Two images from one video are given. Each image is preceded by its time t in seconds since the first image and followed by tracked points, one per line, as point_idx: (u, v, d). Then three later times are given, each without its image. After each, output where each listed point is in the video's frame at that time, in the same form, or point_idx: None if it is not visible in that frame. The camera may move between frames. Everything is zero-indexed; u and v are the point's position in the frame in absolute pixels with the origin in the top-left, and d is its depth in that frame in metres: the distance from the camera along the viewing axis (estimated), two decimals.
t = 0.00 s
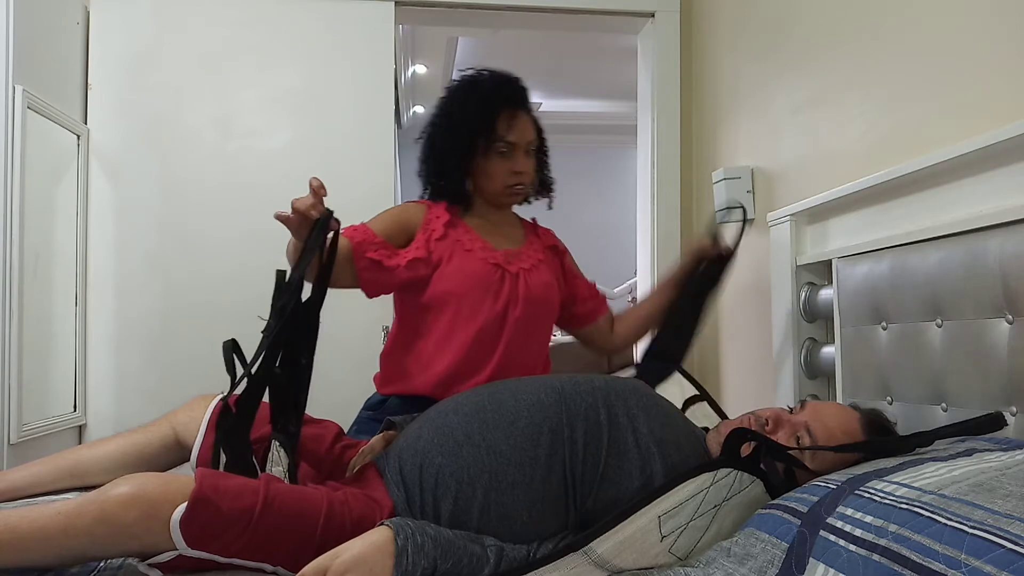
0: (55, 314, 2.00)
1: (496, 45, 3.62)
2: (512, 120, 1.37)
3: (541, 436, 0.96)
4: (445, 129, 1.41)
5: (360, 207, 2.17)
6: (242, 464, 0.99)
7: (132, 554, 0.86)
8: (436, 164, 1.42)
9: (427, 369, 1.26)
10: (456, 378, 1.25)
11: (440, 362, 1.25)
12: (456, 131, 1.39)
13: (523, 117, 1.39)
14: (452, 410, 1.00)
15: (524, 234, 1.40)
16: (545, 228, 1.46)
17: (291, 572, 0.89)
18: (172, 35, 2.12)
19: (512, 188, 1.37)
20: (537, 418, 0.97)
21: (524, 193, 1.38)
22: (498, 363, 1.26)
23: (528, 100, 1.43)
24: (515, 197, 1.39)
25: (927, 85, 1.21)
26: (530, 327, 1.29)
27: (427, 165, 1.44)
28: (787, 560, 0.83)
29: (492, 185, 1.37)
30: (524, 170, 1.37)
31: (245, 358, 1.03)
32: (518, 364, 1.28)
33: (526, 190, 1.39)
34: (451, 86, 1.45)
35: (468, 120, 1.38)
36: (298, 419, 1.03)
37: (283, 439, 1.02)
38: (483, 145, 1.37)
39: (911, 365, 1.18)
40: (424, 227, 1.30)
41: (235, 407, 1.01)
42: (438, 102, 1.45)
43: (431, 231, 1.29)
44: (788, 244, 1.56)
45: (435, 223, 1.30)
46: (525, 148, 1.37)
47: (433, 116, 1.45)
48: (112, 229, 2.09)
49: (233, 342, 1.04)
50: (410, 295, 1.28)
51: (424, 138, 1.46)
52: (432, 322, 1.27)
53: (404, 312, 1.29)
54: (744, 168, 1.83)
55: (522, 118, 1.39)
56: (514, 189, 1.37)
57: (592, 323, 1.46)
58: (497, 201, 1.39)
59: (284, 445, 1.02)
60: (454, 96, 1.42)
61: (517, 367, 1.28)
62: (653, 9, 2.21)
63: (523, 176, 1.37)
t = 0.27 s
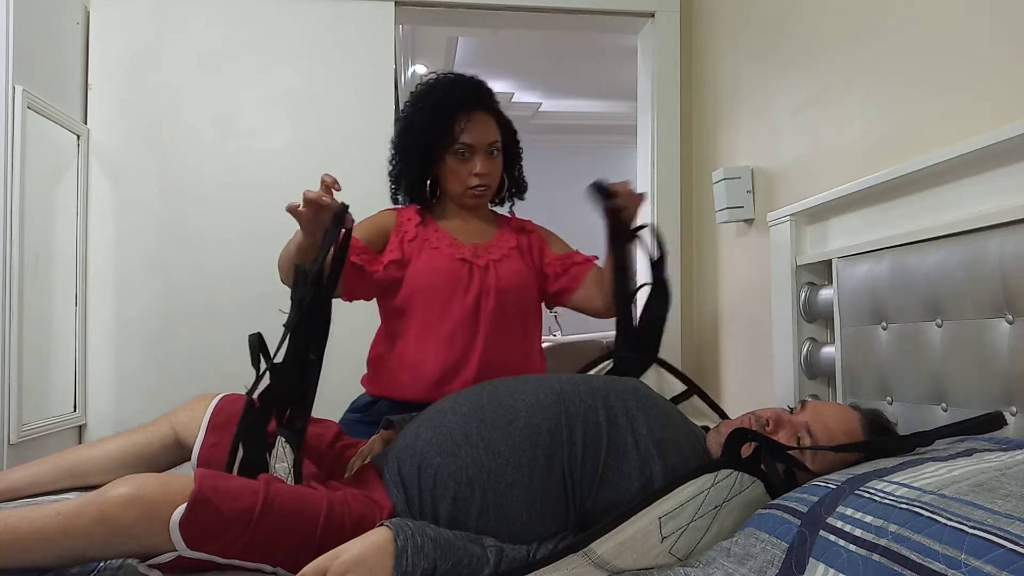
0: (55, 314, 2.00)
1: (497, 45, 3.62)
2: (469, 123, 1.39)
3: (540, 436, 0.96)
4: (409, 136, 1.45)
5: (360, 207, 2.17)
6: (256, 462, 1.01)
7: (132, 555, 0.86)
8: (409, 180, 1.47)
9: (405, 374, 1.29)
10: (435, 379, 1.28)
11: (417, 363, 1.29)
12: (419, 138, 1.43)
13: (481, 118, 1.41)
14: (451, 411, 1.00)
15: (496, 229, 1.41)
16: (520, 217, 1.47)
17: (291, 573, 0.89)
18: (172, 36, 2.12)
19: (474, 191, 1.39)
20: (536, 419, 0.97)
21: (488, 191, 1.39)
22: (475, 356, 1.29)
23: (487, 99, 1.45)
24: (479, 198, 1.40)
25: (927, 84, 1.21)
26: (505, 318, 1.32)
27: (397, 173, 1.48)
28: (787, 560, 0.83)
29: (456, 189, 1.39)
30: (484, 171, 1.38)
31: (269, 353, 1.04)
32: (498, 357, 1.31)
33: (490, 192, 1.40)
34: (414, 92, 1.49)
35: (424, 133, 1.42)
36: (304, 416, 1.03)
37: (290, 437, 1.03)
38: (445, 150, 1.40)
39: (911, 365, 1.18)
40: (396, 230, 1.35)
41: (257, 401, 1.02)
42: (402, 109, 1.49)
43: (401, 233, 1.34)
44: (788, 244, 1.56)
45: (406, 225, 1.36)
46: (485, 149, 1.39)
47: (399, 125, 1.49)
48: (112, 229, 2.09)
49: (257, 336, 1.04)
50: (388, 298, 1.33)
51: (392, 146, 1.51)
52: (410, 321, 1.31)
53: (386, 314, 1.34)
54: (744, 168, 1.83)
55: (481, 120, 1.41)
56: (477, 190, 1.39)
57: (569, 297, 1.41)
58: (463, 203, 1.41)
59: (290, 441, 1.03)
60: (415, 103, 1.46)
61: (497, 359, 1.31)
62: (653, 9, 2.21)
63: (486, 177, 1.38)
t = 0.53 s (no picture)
0: (55, 314, 2.00)
1: (497, 45, 3.62)
2: (461, 123, 1.40)
3: (539, 436, 0.96)
4: (402, 136, 1.46)
5: (361, 206, 2.17)
6: (260, 461, 0.99)
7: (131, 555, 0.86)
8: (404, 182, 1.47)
9: (384, 373, 1.29)
10: (414, 377, 1.28)
11: (399, 361, 1.28)
12: (411, 138, 1.43)
13: (473, 118, 1.41)
14: (451, 411, 1.00)
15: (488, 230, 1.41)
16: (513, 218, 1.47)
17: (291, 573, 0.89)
18: (172, 36, 2.12)
19: (465, 190, 1.39)
20: (536, 419, 0.97)
21: (481, 192, 1.39)
22: (463, 355, 1.28)
23: (481, 99, 1.45)
24: (471, 198, 1.40)
25: (927, 84, 1.21)
26: (494, 316, 1.32)
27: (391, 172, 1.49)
28: (787, 560, 0.83)
29: (447, 189, 1.40)
30: (475, 171, 1.38)
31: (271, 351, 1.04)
32: (487, 355, 1.30)
33: (482, 192, 1.40)
34: (408, 92, 1.49)
35: (416, 134, 1.42)
36: (305, 415, 1.03)
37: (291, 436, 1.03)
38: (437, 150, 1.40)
39: (911, 365, 1.18)
40: (388, 228, 1.36)
41: (260, 400, 1.01)
42: (397, 109, 1.50)
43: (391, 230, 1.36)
44: (788, 244, 1.56)
45: (398, 223, 1.37)
46: (476, 149, 1.39)
47: (394, 124, 1.50)
48: (112, 229, 2.09)
49: (261, 335, 1.04)
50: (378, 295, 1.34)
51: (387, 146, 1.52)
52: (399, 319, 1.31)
53: (376, 311, 1.35)
54: (744, 168, 1.83)
55: (473, 120, 1.41)
56: (469, 190, 1.39)
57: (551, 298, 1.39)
58: (455, 203, 1.41)
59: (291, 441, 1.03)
60: (409, 103, 1.46)
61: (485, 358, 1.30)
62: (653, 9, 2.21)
63: (477, 176, 1.38)
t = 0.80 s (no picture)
0: (55, 314, 1.99)
1: (497, 45, 3.61)
2: (466, 116, 1.40)
3: (539, 435, 0.96)
4: (405, 129, 1.46)
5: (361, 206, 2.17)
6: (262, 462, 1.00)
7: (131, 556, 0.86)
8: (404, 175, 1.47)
9: (386, 374, 1.29)
10: (415, 378, 1.28)
11: (398, 362, 1.29)
12: (415, 131, 1.44)
13: (478, 111, 1.42)
14: (451, 410, 1.00)
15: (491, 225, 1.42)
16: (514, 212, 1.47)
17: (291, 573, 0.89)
18: (172, 35, 2.12)
19: (469, 184, 1.40)
20: (536, 419, 0.97)
21: (485, 186, 1.40)
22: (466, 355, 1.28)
23: (484, 93, 1.46)
24: (475, 192, 1.41)
25: (927, 84, 1.21)
26: (496, 314, 1.31)
27: (393, 166, 1.50)
28: (787, 560, 0.83)
29: (452, 182, 1.40)
30: (480, 164, 1.39)
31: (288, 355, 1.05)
32: (490, 355, 1.30)
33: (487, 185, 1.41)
34: (410, 86, 1.49)
35: (420, 127, 1.42)
36: (309, 418, 1.02)
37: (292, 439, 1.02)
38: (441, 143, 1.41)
39: (911, 365, 1.18)
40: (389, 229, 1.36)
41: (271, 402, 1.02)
42: (398, 102, 1.50)
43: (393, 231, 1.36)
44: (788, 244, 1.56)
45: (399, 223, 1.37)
46: (481, 142, 1.40)
47: (395, 118, 1.50)
48: (112, 229, 2.09)
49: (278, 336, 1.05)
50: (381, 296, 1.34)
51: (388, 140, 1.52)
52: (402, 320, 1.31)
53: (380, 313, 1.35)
54: (744, 168, 1.83)
55: (477, 113, 1.41)
56: (473, 184, 1.40)
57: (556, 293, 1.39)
58: (458, 198, 1.41)
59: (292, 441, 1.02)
60: (411, 96, 1.46)
61: (488, 358, 1.30)
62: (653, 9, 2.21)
63: (482, 170, 1.39)
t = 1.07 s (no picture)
0: (55, 313, 1.99)
1: (497, 45, 3.61)
2: (484, 102, 1.36)
3: (540, 435, 0.96)
4: (420, 119, 1.42)
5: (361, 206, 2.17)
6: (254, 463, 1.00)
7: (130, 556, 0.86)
8: (424, 168, 1.41)
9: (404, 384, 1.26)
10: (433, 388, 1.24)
11: (415, 373, 1.25)
12: (432, 120, 1.39)
13: (495, 97, 1.38)
14: (452, 411, 1.00)
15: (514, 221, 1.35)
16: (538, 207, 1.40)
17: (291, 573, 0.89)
18: (172, 35, 2.12)
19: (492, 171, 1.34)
20: (536, 420, 0.97)
21: (509, 172, 1.34)
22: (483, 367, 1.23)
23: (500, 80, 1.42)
24: (499, 180, 1.34)
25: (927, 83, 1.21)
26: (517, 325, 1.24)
27: (408, 160, 1.44)
28: (787, 560, 0.83)
29: (473, 172, 1.34)
30: (503, 150, 1.33)
31: (277, 355, 1.06)
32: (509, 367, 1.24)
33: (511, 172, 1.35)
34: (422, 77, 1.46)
35: (438, 115, 1.38)
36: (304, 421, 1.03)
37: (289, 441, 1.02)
38: (460, 130, 1.36)
39: (912, 366, 1.18)
40: (405, 232, 1.31)
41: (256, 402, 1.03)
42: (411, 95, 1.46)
43: (410, 236, 1.31)
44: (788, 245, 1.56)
45: (416, 226, 1.32)
46: (502, 128, 1.35)
47: (409, 110, 1.46)
48: (112, 229, 2.09)
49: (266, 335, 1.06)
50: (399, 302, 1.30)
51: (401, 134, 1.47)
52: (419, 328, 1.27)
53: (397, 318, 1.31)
54: (744, 168, 1.83)
55: (495, 99, 1.37)
56: (496, 172, 1.33)
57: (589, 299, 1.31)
58: (481, 188, 1.35)
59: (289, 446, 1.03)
60: (425, 85, 1.43)
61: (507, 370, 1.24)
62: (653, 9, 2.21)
63: (504, 156, 1.33)
